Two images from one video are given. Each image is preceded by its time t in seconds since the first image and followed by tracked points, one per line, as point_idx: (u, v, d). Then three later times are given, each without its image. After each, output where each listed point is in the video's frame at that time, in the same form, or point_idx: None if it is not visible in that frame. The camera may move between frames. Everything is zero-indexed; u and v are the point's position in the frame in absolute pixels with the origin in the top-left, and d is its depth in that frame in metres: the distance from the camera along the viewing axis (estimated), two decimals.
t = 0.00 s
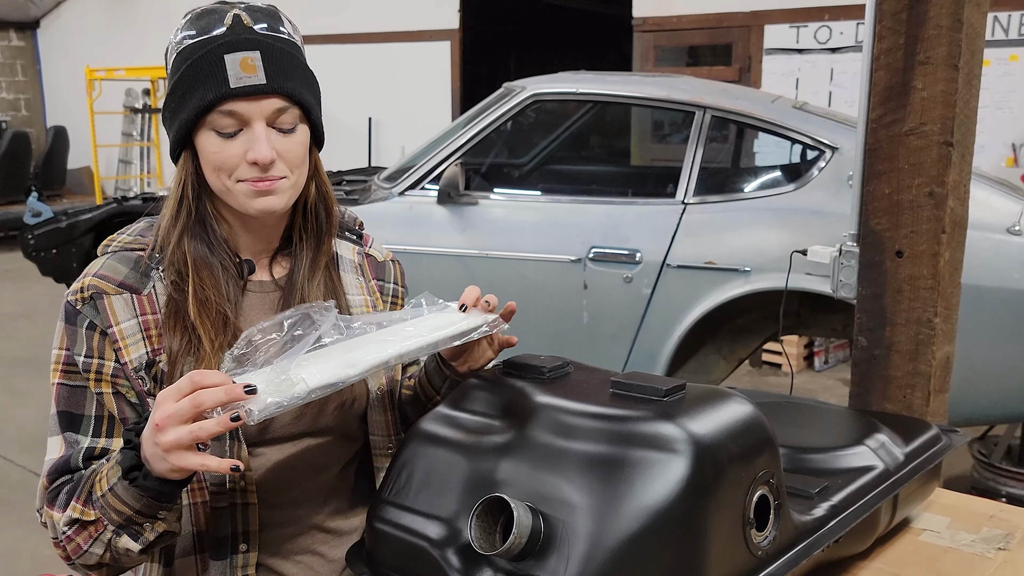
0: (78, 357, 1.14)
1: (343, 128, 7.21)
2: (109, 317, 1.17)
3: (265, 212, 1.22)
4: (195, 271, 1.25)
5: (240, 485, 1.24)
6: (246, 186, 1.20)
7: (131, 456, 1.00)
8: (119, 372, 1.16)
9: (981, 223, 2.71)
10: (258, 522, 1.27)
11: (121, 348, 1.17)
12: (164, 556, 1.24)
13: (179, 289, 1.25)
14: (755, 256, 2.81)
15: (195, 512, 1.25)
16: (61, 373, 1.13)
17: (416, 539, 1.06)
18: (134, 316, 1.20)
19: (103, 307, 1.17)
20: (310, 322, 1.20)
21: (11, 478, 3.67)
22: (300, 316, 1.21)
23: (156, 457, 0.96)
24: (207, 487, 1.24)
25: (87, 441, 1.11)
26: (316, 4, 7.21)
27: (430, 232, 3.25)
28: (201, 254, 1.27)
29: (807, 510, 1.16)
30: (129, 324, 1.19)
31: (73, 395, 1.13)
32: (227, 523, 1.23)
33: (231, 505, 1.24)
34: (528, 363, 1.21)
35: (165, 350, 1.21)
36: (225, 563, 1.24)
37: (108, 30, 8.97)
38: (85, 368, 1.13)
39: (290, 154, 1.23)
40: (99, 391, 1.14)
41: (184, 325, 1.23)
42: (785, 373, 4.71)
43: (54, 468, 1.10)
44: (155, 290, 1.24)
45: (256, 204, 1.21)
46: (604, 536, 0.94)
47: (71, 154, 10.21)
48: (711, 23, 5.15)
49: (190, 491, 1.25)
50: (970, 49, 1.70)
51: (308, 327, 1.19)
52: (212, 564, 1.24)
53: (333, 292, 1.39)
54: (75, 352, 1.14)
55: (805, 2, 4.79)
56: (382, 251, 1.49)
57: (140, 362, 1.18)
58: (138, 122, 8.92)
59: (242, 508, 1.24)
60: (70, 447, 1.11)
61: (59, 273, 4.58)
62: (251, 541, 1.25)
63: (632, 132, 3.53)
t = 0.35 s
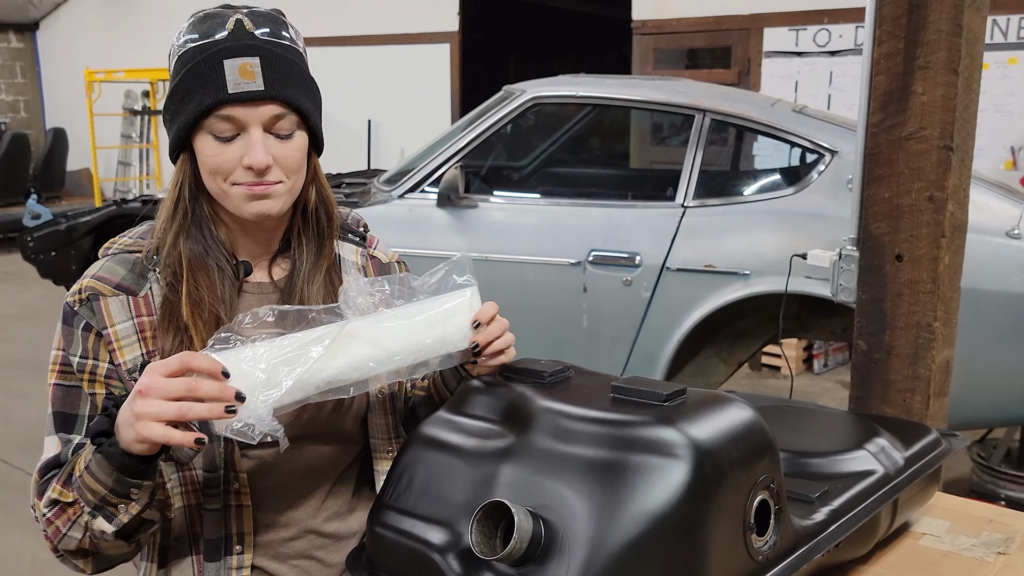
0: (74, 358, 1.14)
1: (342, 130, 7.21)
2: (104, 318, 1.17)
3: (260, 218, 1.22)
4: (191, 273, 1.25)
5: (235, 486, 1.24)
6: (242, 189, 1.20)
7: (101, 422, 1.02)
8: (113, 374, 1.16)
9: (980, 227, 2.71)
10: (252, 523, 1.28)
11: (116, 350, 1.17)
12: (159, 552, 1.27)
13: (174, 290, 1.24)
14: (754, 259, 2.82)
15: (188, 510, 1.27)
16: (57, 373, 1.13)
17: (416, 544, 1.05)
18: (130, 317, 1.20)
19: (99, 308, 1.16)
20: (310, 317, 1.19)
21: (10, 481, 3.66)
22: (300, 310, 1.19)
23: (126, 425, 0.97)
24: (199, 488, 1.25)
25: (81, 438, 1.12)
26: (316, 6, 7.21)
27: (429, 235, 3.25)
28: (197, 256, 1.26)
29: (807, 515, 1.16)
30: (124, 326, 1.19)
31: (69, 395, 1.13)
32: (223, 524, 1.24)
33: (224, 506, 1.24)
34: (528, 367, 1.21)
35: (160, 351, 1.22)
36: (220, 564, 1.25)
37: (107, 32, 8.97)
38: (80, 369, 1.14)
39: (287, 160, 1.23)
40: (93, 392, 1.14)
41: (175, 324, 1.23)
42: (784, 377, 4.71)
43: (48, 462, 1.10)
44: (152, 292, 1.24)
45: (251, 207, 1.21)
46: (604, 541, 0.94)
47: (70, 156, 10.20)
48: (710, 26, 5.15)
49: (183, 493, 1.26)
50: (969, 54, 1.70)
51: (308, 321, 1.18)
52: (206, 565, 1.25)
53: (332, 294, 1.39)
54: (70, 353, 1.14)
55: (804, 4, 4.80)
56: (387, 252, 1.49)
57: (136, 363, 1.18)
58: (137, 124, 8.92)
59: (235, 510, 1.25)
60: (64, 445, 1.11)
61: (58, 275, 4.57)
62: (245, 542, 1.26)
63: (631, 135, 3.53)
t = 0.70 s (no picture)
0: (72, 370, 1.17)
1: (338, 144, 7.24)
2: (103, 333, 1.18)
3: (243, 222, 1.23)
4: (183, 287, 1.25)
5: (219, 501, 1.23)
6: (223, 194, 1.22)
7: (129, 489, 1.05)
8: (107, 388, 1.18)
9: (970, 241, 2.73)
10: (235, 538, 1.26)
11: (110, 364, 1.18)
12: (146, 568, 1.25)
13: (168, 307, 1.25)
14: (747, 273, 2.83)
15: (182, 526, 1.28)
16: (57, 384, 1.17)
17: (406, 555, 1.06)
18: (127, 332, 1.21)
19: (98, 322, 1.18)
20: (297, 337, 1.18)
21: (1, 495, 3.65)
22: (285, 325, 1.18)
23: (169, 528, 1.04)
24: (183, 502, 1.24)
25: (70, 457, 1.15)
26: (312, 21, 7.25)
27: (423, 249, 3.26)
28: (189, 269, 1.27)
29: (796, 527, 1.16)
30: (121, 340, 1.20)
31: (65, 407, 1.16)
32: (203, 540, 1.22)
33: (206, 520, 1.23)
34: (519, 380, 1.22)
35: (150, 367, 1.21)
36: None
37: (103, 46, 9.00)
38: (75, 381, 1.16)
39: (266, 159, 1.23)
40: (86, 405, 1.17)
41: (166, 339, 1.22)
42: (778, 390, 4.72)
43: (43, 479, 1.16)
44: (149, 308, 1.25)
45: (233, 210, 1.22)
46: (593, 552, 0.95)
47: (66, 169, 10.21)
48: (704, 41, 5.19)
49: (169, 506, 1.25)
50: (955, 71, 1.73)
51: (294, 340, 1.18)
52: None
53: (332, 307, 1.36)
54: (67, 367, 1.17)
55: (796, 20, 4.84)
56: (392, 269, 1.43)
57: (130, 378, 1.19)
58: (133, 138, 8.94)
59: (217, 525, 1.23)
60: (54, 463, 1.16)
61: (52, 289, 4.56)
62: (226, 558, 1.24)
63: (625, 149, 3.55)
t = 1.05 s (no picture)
0: (71, 371, 1.17)
1: (337, 145, 7.24)
2: (102, 334, 1.19)
3: (240, 221, 1.23)
4: (181, 288, 1.25)
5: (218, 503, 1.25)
6: (220, 195, 1.21)
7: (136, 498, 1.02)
8: (106, 389, 1.18)
9: (968, 240, 2.73)
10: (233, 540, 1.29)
11: (110, 365, 1.19)
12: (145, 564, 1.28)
13: (167, 308, 1.25)
14: (745, 273, 2.83)
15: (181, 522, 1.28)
16: (55, 386, 1.17)
17: (405, 556, 1.06)
18: (126, 333, 1.22)
19: (97, 324, 1.19)
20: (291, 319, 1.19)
21: None
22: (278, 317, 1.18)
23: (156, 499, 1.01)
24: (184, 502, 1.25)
25: (67, 460, 1.15)
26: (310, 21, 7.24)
27: (422, 249, 3.27)
28: (188, 270, 1.27)
29: (795, 527, 1.16)
30: (120, 341, 1.21)
31: (63, 408, 1.16)
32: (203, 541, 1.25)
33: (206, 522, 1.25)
34: (519, 380, 1.22)
35: (150, 369, 1.21)
36: None
37: (101, 46, 9.00)
38: (74, 383, 1.17)
39: (264, 160, 1.23)
40: (84, 407, 1.17)
41: (164, 340, 1.23)
42: (777, 390, 4.73)
43: (43, 480, 1.15)
44: (148, 309, 1.25)
45: (231, 212, 1.22)
46: (592, 551, 0.94)
47: (64, 170, 10.20)
48: (702, 41, 5.19)
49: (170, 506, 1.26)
50: (954, 71, 1.73)
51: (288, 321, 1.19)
52: None
53: (331, 310, 1.36)
54: (67, 367, 1.17)
55: (795, 20, 4.84)
56: (392, 269, 1.43)
57: (129, 379, 1.19)
58: (131, 139, 8.95)
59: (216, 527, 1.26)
60: (52, 465, 1.15)
61: (50, 289, 4.56)
62: (224, 560, 1.27)
63: (624, 149, 3.56)
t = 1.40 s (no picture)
0: (61, 379, 1.16)
1: (335, 145, 7.23)
2: (91, 340, 1.17)
3: (229, 213, 1.21)
4: (170, 289, 1.25)
5: (218, 504, 1.25)
6: (216, 184, 1.21)
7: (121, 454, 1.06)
8: (99, 396, 1.16)
9: (966, 240, 2.74)
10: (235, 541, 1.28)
11: (101, 372, 1.17)
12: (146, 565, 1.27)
13: (155, 312, 1.24)
14: (743, 273, 2.84)
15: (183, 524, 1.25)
16: (45, 395, 1.16)
17: (403, 557, 1.06)
18: (117, 339, 1.20)
19: (86, 330, 1.17)
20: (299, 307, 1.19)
21: None
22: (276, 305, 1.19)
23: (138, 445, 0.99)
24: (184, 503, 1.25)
25: (61, 465, 1.16)
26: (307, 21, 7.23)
27: (420, 250, 3.26)
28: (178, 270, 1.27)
29: (792, 527, 1.16)
30: (111, 347, 1.19)
31: (54, 416, 1.16)
32: (203, 541, 1.25)
33: (208, 523, 1.25)
34: (516, 380, 1.22)
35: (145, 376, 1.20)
36: None
37: (99, 47, 9.00)
38: (65, 391, 1.15)
39: (265, 159, 1.24)
40: (77, 414, 1.15)
41: (154, 342, 1.22)
42: (775, 390, 4.73)
43: (36, 488, 1.16)
44: (137, 313, 1.24)
45: (222, 205, 1.21)
46: (588, 552, 0.95)
47: (61, 171, 10.19)
48: (700, 41, 5.19)
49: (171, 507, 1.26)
50: (950, 71, 1.73)
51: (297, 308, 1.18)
52: None
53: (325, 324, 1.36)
54: (57, 375, 1.16)
55: (793, 20, 4.85)
56: (377, 265, 1.49)
57: (121, 385, 1.18)
58: (129, 139, 8.95)
59: (218, 528, 1.25)
60: (47, 470, 1.16)
61: (48, 290, 4.55)
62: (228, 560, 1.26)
63: (622, 149, 3.56)
